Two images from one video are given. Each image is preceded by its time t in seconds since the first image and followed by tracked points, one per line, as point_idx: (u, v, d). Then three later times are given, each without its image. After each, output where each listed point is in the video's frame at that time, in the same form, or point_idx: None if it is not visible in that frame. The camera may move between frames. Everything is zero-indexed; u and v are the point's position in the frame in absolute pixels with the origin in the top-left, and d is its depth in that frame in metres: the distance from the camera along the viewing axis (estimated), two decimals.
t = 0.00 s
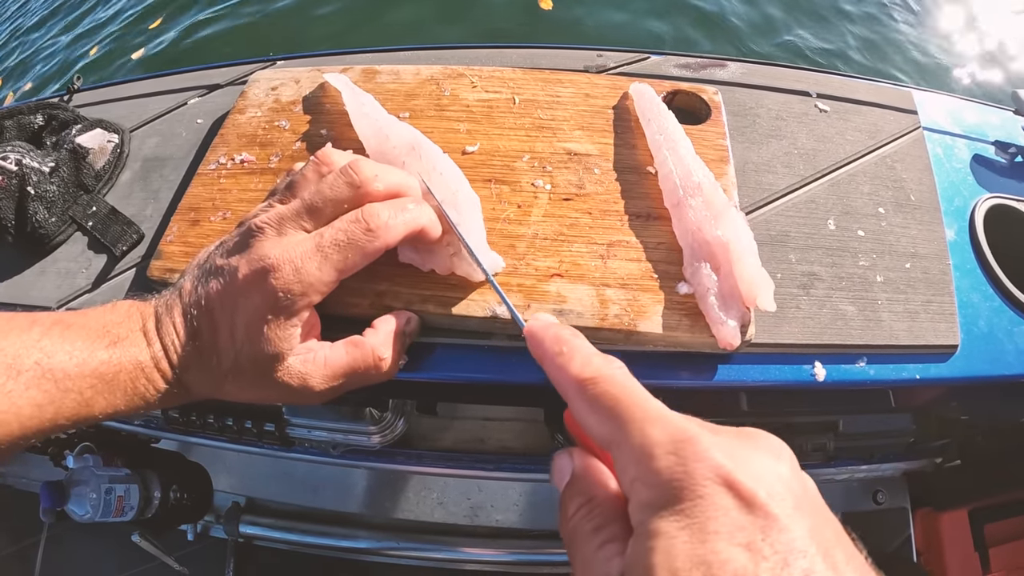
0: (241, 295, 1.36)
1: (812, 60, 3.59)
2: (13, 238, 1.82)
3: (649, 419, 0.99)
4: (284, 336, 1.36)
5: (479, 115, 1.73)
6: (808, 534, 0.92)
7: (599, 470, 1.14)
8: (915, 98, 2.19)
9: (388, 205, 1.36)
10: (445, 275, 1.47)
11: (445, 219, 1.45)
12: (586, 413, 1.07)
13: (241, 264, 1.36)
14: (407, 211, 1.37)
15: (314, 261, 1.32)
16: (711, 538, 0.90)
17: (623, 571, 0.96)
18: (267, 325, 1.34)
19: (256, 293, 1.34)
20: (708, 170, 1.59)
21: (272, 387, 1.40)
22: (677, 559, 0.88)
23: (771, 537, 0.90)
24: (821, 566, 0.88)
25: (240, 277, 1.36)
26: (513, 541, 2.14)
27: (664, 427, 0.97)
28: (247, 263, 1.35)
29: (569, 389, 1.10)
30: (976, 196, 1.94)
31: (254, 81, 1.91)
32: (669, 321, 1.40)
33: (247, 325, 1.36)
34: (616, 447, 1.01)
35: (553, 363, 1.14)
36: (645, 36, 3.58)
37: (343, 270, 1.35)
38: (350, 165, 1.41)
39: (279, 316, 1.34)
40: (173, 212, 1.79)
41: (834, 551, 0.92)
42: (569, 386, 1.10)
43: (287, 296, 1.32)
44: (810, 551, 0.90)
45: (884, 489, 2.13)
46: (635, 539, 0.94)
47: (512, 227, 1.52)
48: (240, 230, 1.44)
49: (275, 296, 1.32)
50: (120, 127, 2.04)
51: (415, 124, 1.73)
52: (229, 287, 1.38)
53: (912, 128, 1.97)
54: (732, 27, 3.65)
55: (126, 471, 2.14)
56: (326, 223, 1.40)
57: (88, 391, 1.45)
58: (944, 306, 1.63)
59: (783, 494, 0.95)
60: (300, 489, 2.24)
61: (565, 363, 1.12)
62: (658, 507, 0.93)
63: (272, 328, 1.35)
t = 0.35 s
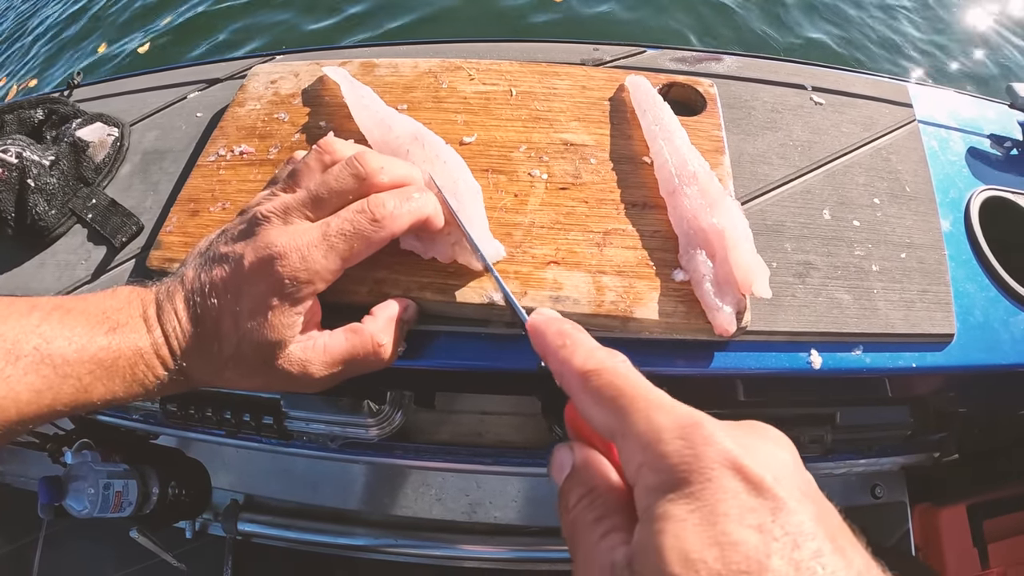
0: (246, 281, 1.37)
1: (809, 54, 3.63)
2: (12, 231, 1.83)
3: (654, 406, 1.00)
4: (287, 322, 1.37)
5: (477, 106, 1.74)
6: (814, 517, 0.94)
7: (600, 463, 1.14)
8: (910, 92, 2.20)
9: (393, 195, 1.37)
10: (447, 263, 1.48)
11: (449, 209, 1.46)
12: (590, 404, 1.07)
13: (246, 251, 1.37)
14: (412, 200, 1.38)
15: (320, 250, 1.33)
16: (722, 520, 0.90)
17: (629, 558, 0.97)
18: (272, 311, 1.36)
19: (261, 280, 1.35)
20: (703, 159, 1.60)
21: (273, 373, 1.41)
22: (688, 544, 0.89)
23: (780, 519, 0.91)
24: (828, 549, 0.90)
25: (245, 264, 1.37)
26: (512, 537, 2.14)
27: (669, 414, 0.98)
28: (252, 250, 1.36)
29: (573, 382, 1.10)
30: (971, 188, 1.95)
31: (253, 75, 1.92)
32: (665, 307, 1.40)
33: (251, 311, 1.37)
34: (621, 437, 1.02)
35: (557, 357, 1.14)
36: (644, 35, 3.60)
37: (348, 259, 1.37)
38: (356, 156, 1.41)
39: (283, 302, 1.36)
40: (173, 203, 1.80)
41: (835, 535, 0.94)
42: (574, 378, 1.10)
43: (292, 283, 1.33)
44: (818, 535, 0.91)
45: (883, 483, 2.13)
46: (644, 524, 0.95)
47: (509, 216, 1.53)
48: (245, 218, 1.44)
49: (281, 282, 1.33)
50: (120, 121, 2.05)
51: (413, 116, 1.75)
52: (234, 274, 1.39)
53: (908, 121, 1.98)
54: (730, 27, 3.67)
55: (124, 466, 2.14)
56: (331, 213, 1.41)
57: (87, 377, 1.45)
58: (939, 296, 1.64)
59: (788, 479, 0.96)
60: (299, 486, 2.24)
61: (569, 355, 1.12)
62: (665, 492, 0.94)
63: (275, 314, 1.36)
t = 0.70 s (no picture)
0: (245, 293, 1.37)
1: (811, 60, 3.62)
2: (11, 236, 1.83)
3: (617, 374, 1.03)
4: (285, 334, 1.37)
5: (473, 113, 1.74)
6: (779, 486, 0.96)
7: (573, 440, 1.20)
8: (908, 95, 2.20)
9: (393, 209, 1.37)
10: (444, 270, 1.49)
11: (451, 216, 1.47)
12: (557, 376, 1.12)
13: (246, 264, 1.37)
14: (411, 214, 1.38)
15: (320, 265, 1.34)
16: (683, 488, 0.94)
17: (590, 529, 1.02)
18: (270, 323, 1.36)
19: (260, 292, 1.34)
20: (698, 166, 1.60)
21: (272, 384, 1.42)
22: (645, 510, 0.93)
23: (742, 486, 0.94)
24: (791, 515, 0.93)
25: (244, 277, 1.37)
26: (510, 540, 2.15)
27: (632, 381, 1.01)
28: (251, 262, 1.36)
29: (543, 354, 1.15)
30: (968, 193, 1.95)
31: (251, 80, 1.93)
32: (660, 315, 1.41)
33: (250, 323, 1.37)
34: (586, 406, 1.06)
35: (529, 329, 1.18)
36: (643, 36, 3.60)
37: (347, 273, 1.37)
38: (353, 170, 1.40)
39: (282, 314, 1.36)
40: (171, 209, 1.81)
41: (801, 502, 0.97)
42: (544, 351, 1.14)
43: (292, 296, 1.34)
44: (782, 501, 0.94)
45: (879, 485, 2.14)
46: (604, 491, 0.99)
47: (504, 223, 1.53)
48: (244, 229, 1.44)
49: (280, 296, 1.33)
50: (118, 125, 2.06)
51: (409, 122, 1.75)
52: (233, 286, 1.39)
53: (905, 125, 1.97)
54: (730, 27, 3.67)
55: (124, 468, 2.17)
56: (330, 226, 1.41)
57: (88, 387, 1.46)
58: (935, 301, 1.64)
59: (754, 447, 0.99)
60: (299, 488, 2.25)
61: (540, 330, 1.16)
62: (624, 457, 0.98)
63: (273, 326, 1.36)
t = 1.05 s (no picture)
0: (250, 278, 1.39)
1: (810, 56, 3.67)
2: (11, 231, 1.86)
3: (609, 378, 1.03)
4: (288, 317, 1.40)
5: (467, 107, 1.76)
6: (764, 484, 0.94)
7: (571, 442, 1.17)
8: (901, 91, 2.22)
9: (393, 194, 1.40)
10: (438, 259, 1.51)
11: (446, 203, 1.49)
12: (553, 381, 1.11)
13: (251, 250, 1.39)
14: (411, 198, 1.41)
15: (323, 249, 1.36)
16: (668, 486, 0.91)
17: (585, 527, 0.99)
18: (274, 306, 1.38)
19: (265, 276, 1.37)
20: (689, 157, 1.62)
21: (274, 371, 1.44)
22: (634, 509, 0.90)
23: (727, 484, 0.92)
24: (777, 512, 0.90)
25: (249, 263, 1.39)
26: (507, 535, 2.16)
27: (623, 385, 1.00)
28: (256, 248, 1.38)
29: (539, 359, 1.14)
30: (960, 186, 1.96)
31: (249, 76, 1.95)
32: (650, 303, 1.42)
33: (255, 307, 1.39)
34: (579, 409, 1.04)
35: (528, 336, 1.18)
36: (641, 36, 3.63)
37: (349, 256, 1.40)
38: (354, 159, 1.42)
39: (287, 297, 1.38)
40: (170, 203, 1.83)
41: (788, 502, 0.94)
42: (539, 356, 1.14)
43: (296, 279, 1.36)
44: (767, 498, 0.92)
45: (875, 480, 2.14)
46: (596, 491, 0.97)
47: (497, 215, 1.55)
48: (246, 217, 1.46)
49: (285, 278, 1.36)
50: (118, 122, 2.08)
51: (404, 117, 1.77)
52: (238, 272, 1.41)
53: (897, 119, 1.99)
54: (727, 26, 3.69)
55: (123, 463, 2.18)
56: (330, 212, 1.43)
57: (90, 374, 1.47)
58: (927, 292, 1.65)
59: (740, 448, 0.98)
60: (298, 484, 2.27)
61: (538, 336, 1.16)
62: (615, 458, 0.96)
63: (276, 309, 1.38)
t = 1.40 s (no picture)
0: (247, 268, 1.38)
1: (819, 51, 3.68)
2: (10, 224, 1.85)
3: (644, 357, 1.02)
4: (284, 307, 1.39)
5: (466, 98, 1.76)
6: (803, 460, 0.94)
7: (592, 424, 1.13)
8: (901, 83, 2.22)
9: (392, 185, 1.39)
10: (437, 249, 1.50)
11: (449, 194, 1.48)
12: (580, 360, 1.09)
13: (248, 239, 1.39)
14: (410, 189, 1.40)
15: (321, 239, 1.35)
16: (719, 458, 0.90)
17: (623, 500, 0.96)
18: (270, 296, 1.38)
19: (261, 266, 1.36)
20: (688, 147, 1.62)
21: (271, 360, 1.43)
22: (689, 478, 0.89)
23: (777, 459, 0.92)
24: (821, 487, 0.92)
25: (246, 252, 1.38)
26: (508, 531, 2.16)
27: (662, 363, 1.00)
28: (253, 237, 1.38)
29: (564, 339, 1.13)
30: (960, 177, 1.96)
31: (248, 68, 1.95)
32: (650, 291, 1.42)
33: (252, 298, 1.39)
34: (612, 387, 1.02)
35: (546, 321, 1.18)
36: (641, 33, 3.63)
37: (347, 247, 1.39)
38: (354, 151, 1.43)
39: (284, 287, 1.38)
40: (168, 195, 1.83)
41: (825, 479, 0.95)
42: (566, 336, 1.13)
43: (293, 269, 1.36)
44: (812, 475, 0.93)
45: (876, 474, 2.13)
46: (637, 465, 0.94)
47: (496, 203, 1.55)
48: (244, 207, 1.46)
49: (282, 268, 1.35)
50: (117, 115, 2.08)
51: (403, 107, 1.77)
52: (235, 262, 1.40)
53: (897, 110, 1.99)
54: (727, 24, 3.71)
55: (121, 459, 2.16)
56: (329, 203, 1.43)
57: (87, 363, 1.48)
58: (927, 282, 1.65)
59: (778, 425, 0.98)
60: (299, 480, 2.26)
61: (562, 318, 1.15)
62: (658, 429, 0.94)
63: (273, 299, 1.38)
